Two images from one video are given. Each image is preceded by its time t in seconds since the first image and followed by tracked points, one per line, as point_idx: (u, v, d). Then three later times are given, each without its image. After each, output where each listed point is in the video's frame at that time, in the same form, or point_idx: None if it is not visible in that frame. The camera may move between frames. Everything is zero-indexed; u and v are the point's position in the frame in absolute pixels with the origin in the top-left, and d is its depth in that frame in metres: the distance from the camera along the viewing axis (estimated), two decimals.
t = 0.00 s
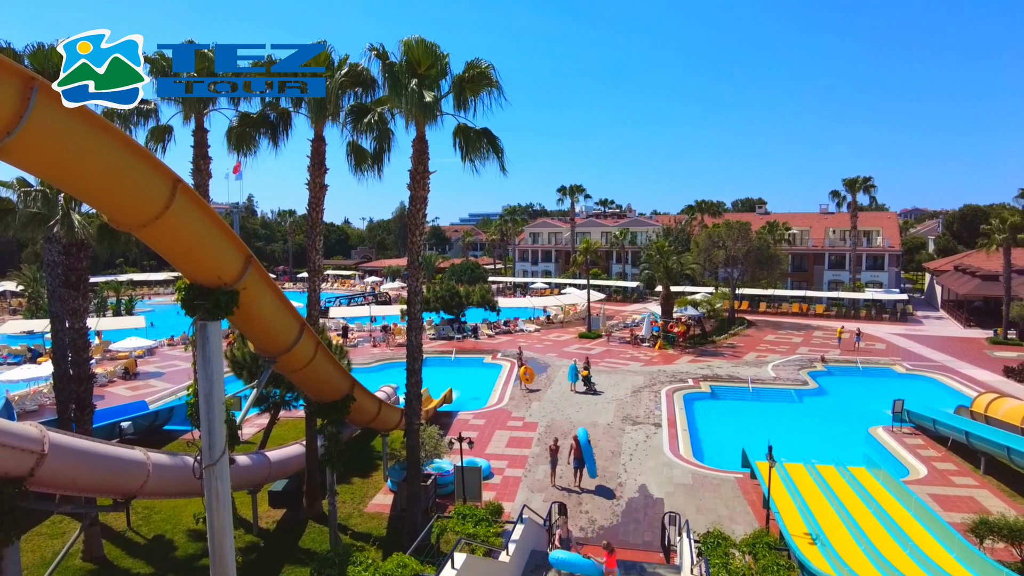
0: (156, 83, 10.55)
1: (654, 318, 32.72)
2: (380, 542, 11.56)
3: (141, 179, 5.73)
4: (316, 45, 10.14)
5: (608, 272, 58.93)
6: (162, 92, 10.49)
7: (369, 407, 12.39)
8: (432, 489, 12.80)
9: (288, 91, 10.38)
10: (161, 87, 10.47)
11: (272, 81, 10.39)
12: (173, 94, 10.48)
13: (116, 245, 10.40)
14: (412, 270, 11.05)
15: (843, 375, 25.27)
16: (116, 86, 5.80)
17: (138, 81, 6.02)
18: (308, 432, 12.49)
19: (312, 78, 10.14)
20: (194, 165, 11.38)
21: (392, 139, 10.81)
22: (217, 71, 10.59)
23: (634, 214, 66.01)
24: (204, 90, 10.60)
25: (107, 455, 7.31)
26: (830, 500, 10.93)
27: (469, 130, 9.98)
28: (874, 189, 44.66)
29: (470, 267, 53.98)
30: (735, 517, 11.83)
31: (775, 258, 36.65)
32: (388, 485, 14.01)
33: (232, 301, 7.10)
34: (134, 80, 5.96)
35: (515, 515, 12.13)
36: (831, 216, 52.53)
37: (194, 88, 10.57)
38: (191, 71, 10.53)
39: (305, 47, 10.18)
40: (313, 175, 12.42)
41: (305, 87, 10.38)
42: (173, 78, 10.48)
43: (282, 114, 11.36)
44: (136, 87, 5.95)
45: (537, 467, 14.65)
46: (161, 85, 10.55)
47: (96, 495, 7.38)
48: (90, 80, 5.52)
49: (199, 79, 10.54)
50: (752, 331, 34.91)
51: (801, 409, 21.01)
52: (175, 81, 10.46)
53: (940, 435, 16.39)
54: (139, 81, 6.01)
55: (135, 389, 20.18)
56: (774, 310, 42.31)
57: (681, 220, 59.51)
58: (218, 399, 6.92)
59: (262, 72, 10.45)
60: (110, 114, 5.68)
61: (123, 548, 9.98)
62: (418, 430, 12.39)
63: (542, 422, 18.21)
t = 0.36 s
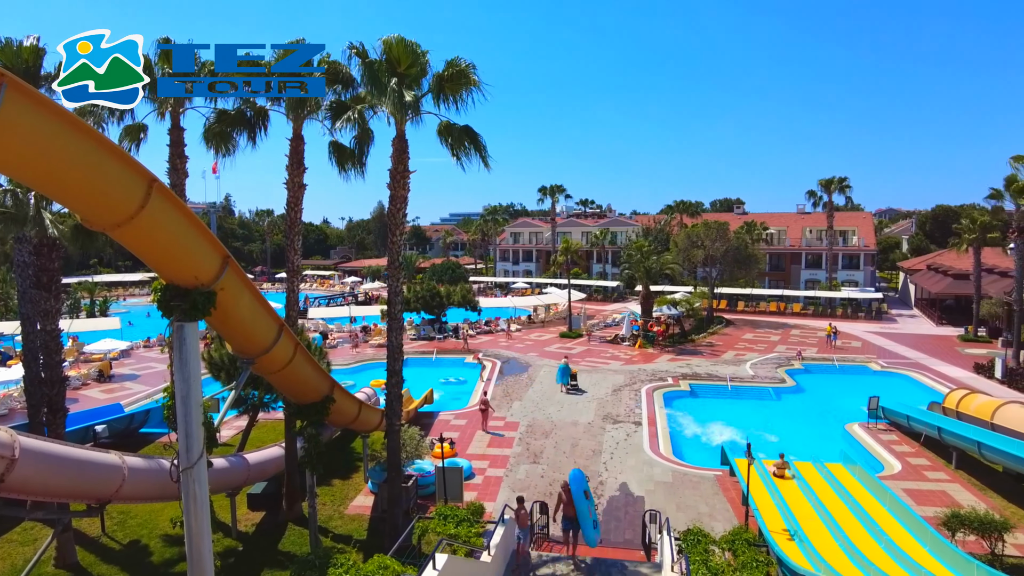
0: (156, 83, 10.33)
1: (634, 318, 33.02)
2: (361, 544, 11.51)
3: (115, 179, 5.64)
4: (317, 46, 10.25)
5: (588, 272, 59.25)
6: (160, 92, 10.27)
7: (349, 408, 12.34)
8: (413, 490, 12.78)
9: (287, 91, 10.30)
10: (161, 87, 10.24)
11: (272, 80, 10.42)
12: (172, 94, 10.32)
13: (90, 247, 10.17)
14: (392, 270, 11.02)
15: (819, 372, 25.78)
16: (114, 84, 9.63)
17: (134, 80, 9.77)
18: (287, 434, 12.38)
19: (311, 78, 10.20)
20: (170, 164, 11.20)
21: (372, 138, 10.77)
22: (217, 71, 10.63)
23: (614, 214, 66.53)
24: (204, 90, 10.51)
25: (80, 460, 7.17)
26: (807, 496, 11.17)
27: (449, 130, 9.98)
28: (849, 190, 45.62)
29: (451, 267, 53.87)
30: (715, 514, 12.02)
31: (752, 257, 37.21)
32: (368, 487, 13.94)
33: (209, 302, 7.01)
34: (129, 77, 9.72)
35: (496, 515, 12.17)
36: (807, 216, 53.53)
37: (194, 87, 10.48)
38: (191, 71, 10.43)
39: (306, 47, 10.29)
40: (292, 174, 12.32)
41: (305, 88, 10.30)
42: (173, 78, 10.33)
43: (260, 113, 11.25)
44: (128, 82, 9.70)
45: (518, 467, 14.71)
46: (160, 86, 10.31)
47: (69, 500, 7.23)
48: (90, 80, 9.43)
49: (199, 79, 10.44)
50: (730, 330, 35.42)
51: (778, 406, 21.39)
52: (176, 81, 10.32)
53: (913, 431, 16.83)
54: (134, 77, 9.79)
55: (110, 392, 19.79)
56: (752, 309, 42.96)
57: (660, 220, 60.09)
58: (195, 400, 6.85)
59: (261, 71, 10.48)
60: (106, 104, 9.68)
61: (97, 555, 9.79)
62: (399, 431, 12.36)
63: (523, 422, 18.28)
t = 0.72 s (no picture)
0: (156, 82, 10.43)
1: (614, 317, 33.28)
2: (341, 546, 11.44)
3: (90, 178, 5.57)
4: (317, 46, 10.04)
5: (569, 272, 59.54)
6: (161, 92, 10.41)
7: (329, 410, 12.26)
8: (394, 491, 12.75)
9: (287, 90, 10.27)
10: (161, 87, 10.38)
11: (271, 81, 10.28)
12: (172, 95, 10.46)
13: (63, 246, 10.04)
14: (372, 270, 10.99)
15: (797, 370, 26.27)
16: (113, 84, 9.55)
17: (135, 78, 9.72)
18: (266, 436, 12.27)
19: (312, 77, 10.19)
20: (145, 163, 11.02)
21: (351, 137, 10.71)
22: (216, 71, 10.57)
23: (594, 214, 66.97)
24: (204, 90, 10.62)
25: (53, 465, 7.04)
26: (786, 492, 11.40)
27: (429, 129, 9.97)
28: (825, 190, 46.52)
29: (432, 267, 53.71)
30: (695, 512, 12.20)
31: (730, 257, 37.74)
32: (349, 489, 13.86)
33: (186, 303, 6.94)
34: (129, 77, 9.65)
35: (478, 515, 12.20)
36: (784, 216, 54.46)
37: (194, 87, 10.59)
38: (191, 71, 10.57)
39: (305, 47, 10.12)
40: (269, 173, 12.20)
41: (305, 87, 10.30)
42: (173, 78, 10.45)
43: (238, 112, 11.09)
44: (128, 83, 9.66)
45: (499, 467, 14.76)
46: (161, 86, 10.44)
47: (41, 507, 7.10)
48: (90, 80, 9.43)
49: (199, 79, 10.54)
50: (709, 328, 35.92)
51: (755, 404, 21.77)
52: (176, 82, 10.44)
53: (888, 427, 17.25)
54: (135, 78, 9.69)
55: (82, 395, 19.34)
56: (730, 308, 43.61)
57: (640, 220, 60.64)
58: (173, 404, 6.77)
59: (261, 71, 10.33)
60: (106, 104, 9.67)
61: (70, 561, 9.60)
62: (379, 432, 12.32)
63: (504, 421, 18.33)
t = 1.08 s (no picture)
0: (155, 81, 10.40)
1: (596, 317, 33.50)
2: (323, 548, 11.38)
3: (64, 176, 5.48)
4: (315, 46, 9.92)
5: (552, 271, 59.76)
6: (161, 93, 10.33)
7: (310, 411, 12.19)
8: (377, 492, 12.71)
9: (287, 91, 10.24)
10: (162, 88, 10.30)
11: (272, 81, 10.18)
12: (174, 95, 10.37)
13: (36, 247, 9.86)
14: (353, 270, 10.93)
15: (776, 368, 26.69)
16: (111, 84, 8.59)
17: (136, 77, 8.69)
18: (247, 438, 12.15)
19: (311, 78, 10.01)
20: (122, 162, 10.83)
21: (332, 136, 10.66)
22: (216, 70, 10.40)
23: (576, 214, 67.28)
24: (204, 89, 10.47)
25: (28, 469, 6.93)
26: (767, 489, 11.60)
27: (412, 128, 9.96)
28: (804, 190, 47.28)
29: (414, 267, 53.56)
30: (678, 510, 12.35)
31: (710, 257, 38.21)
32: (331, 490, 13.78)
33: (165, 304, 6.85)
34: (130, 77, 8.64)
35: (461, 516, 12.21)
36: (764, 216, 55.27)
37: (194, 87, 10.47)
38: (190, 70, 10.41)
39: (304, 47, 9.98)
40: (249, 173, 12.07)
41: (306, 87, 10.24)
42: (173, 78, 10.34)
43: (217, 110, 10.97)
44: (128, 83, 8.67)
45: (482, 467, 14.79)
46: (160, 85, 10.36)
47: (16, 512, 6.98)
48: (89, 80, 8.53)
49: (199, 79, 10.41)
50: (690, 328, 36.34)
51: (735, 402, 22.09)
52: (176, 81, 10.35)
53: (866, 424, 17.62)
54: (136, 78, 8.65)
55: (57, 398, 18.93)
56: (711, 307, 44.15)
57: (622, 220, 61.09)
58: (151, 406, 6.69)
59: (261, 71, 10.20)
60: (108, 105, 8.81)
61: (45, 567, 9.42)
62: (362, 433, 12.27)
63: (487, 422, 18.36)
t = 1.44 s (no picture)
0: (156, 82, 10.24)
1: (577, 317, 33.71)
2: (303, 551, 11.29)
3: (36, 176, 5.40)
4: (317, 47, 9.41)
5: (533, 271, 59.93)
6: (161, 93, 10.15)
7: (289, 413, 12.09)
8: (357, 494, 12.65)
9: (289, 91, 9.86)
10: (161, 88, 10.13)
11: (272, 81, 9.92)
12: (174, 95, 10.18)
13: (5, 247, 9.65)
14: (332, 270, 10.85)
15: (754, 366, 27.14)
16: (112, 84, 9.09)
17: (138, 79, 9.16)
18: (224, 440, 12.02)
19: (312, 77, 9.48)
20: (95, 160, 10.63)
21: (310, 134, 10.62)
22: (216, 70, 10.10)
23: (557, 214, 67.53)
24: (204, 89, 10.21)
25: None
26: (745, 486, 11.83)
27: (391, 127, 9.94)
28: (781, 191, 48.09)
29: (394, 267, 53.27)
30: (658, 507, 12.50)
31: (689, 256, 38.68)
32: (310, 493, 13.67)
33: (141, 305, 6.76)
34: (130, 77, 9.12)
35: (442, 517, 12.22)
36: (742, 216, 56.09)
37: (194, 87, 10.22)
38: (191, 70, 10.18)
39: (305, 48, 9.47)
40: (226, 172, 11.93)
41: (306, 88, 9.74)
42: (174, 78, 10.18)
43: (192, 109, 10.83)
44: (127, 82, 9.11)
45: (463, 467, 14.81)
46: (160, 86, 10.22)
47: None
48: (90, 81, 9.16)
49: (199, 79, 10.15)
50: (670, 327, 36.74)
51: (713, 400, 22.42)
52: (176, 81, 10.15)
53: (841, 421, 18.02)
54: (135, 78, 9.13)
55: (26, 402, 18.46)
56: (690, 306, 44.69)
57: (602, 219, 61.51)
58: (126, 409, 6.61)
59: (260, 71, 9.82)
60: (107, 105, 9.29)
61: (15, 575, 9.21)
62: (342, 435, 12.20)
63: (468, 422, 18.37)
